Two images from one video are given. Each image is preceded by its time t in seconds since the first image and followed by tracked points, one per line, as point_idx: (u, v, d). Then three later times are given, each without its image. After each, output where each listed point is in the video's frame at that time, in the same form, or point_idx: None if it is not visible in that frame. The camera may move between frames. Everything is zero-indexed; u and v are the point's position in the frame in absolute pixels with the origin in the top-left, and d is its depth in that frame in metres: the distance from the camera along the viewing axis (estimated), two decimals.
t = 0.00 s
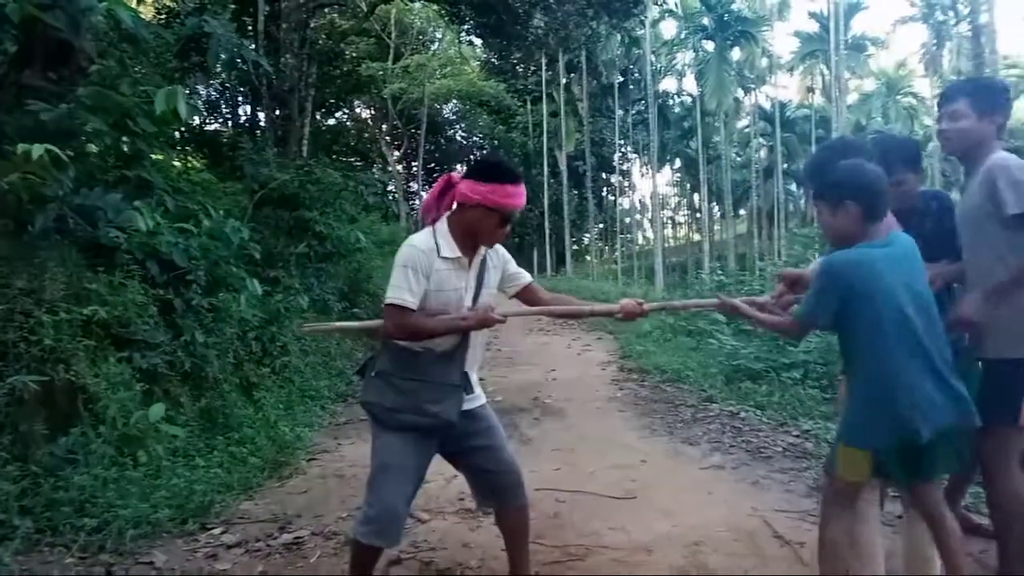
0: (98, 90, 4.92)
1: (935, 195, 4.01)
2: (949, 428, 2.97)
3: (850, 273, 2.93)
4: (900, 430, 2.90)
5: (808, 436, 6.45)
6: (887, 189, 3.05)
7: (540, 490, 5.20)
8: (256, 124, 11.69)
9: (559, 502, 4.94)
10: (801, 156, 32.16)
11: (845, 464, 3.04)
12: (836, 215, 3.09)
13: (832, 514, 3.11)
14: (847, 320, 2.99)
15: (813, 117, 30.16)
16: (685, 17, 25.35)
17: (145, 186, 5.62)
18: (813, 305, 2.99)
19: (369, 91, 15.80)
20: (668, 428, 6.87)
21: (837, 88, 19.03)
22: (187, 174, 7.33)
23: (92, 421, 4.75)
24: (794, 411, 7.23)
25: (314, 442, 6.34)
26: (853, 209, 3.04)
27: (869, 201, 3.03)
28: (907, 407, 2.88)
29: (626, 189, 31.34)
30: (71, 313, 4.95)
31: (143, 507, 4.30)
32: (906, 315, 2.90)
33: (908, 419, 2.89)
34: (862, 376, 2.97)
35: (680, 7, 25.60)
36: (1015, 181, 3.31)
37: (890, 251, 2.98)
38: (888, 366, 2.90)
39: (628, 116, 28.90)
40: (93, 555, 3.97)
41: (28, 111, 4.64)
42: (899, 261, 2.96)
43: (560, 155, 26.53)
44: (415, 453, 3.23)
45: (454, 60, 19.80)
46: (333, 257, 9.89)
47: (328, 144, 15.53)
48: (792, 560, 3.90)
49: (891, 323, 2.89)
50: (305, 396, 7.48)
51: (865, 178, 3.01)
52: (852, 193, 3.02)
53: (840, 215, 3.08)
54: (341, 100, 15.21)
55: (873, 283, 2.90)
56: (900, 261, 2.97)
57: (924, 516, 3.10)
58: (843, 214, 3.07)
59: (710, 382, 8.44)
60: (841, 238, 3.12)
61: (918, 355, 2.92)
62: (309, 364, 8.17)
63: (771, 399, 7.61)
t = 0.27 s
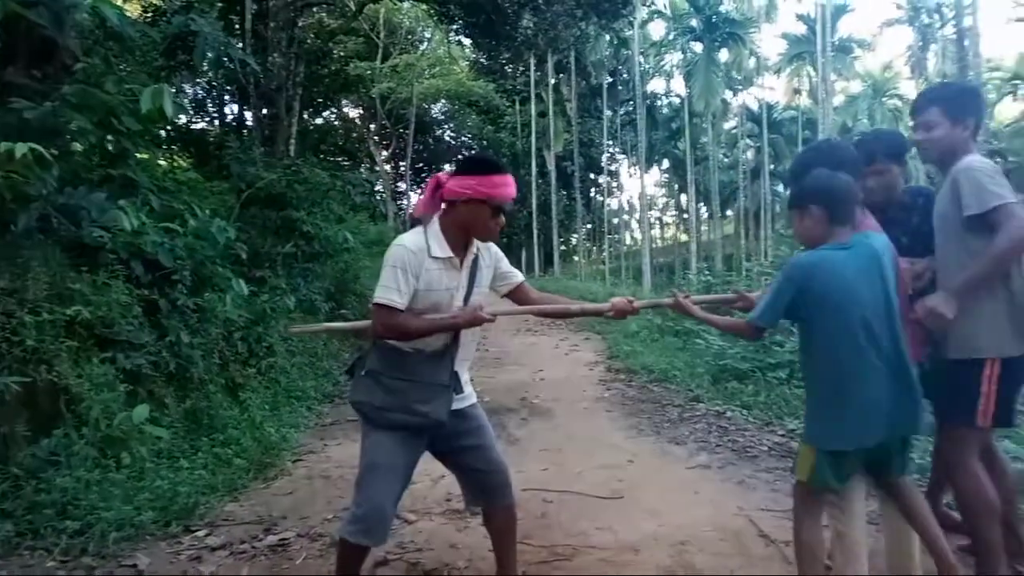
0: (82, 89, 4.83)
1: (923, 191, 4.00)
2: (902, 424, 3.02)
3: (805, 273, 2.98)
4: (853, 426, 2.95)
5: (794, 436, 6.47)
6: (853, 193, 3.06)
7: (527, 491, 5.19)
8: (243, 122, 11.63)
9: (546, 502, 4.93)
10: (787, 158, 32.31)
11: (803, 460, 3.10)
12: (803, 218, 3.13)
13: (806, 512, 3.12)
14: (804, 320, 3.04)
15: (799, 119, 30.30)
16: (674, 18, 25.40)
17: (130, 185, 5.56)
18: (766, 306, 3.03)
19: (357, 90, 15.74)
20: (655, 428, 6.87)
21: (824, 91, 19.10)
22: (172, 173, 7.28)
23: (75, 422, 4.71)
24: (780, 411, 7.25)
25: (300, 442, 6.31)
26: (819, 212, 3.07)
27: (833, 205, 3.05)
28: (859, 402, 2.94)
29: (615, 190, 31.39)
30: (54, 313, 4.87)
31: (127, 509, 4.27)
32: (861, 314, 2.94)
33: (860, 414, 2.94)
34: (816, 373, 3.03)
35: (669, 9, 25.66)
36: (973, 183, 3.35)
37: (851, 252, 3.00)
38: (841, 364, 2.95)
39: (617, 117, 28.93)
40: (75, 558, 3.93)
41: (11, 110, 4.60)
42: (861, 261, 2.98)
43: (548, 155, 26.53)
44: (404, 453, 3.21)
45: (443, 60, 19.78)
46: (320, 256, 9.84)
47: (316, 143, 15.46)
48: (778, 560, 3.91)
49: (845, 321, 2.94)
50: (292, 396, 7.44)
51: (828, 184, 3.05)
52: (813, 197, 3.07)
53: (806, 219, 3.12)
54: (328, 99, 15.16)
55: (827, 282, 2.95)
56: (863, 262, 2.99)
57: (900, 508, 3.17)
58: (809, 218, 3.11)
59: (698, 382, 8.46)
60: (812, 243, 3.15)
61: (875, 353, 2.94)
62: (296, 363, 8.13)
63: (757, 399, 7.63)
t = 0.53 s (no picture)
0: (58, 85, 4.73)
1: (896, 194, 4.08)
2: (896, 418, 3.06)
3: (798, 269, 2.96)
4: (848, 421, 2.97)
5: (776, 433, 6.49)
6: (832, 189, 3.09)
7: (511, 490, 5.17)
8: (223, 120, 11.54)
9: (531, 501, 4.91)
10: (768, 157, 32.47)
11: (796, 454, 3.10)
12: (788, 213, 3.13)
13: (792, 508, 3.14)
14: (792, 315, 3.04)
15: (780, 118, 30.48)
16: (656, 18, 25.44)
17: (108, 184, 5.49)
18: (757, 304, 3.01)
19: (339, 89, 15.64)
20: (639, 426, 6.87)
21: (804, 90, 19.18)
22: (151, 172, 7.20)
23: (53, 424, 4.65)
24: (762, 409, 7.27)
25: (283, 444, 6.26)
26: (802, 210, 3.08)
27: (821, 199, 3.08)
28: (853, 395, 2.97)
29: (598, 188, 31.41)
30: (32, 313, 4.80)
31: (106, 512, 4.22)
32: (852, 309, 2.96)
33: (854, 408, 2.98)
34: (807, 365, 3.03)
35: (651, 8, 25.70)
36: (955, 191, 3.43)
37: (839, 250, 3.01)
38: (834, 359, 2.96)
39: (599, 116, 28.95)
40: (53, 561, 3.87)
41: None
42: (851, 260, 3.00)
43: (531, 154, 26.51)
44: (390, 454, 3.19)
45: (425, 58, 19.72)
46: (302, 256, 9.77)
47: (297, 142, 15.36)
48: (761, 556, 3.91)
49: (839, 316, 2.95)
50: (274, 397, 7.38)
51: (811, 178, 3.07)
52: (800, 190, 3.07)
53: (791, 212, 3.11)
54: (310, 97, 15.05)
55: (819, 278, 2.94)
56: (852, 260, 3.01)
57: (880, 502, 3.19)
58: (794, 213, 3.11)
59: (681, 380, 8.47)
60: (793, 238, 3.15)
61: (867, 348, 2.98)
62: (278, 364, 8.07)
63: (740, 397, 7.66)
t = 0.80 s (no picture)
0: (51, 84, 4.65)
1: (887, 193, 4.14)
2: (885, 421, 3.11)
3: (808, 268, 2.95)
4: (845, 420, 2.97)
5: (770, 432, 6.50)
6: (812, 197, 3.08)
7: (508, 490, 5.16)
8: (217, 119, 11.51)
9: (527, 500, 4.91)
10: (763, 157, 32.53)
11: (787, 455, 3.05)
12: (772, 233, 3.11)
13: (779, 506, 3.10)
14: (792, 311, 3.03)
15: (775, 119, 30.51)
16: (651, 18, 25.44)
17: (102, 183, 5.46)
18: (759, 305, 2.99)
19: (334, 88, 15.62)
20: (634, 426, 6.87)
21: (799, 90, 19.18)
22: (146, 171, 7.17)
23: (47, 424, 4.63)
24: (757, 408, 7.28)
25: (278, 444, 6.24)
26: (783, 222, 3.07)
27: (798, 211, 3.06)
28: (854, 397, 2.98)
29: (594, 188, 31.42)
30: (25, 313, 4.82)
31: (100, 512, 4.20)
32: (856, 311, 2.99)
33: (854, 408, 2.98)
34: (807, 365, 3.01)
35: (646, 8, 25.70)
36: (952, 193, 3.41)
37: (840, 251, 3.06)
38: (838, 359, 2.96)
39: (595, 116, 28.96)
40: (46, 562, 3.86)
41: None
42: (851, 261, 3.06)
43: (527, 154, 26.50)
44: (389, 452, 3.18)
45: (421, 58, 19.71)
46: (296, 255, 9.77)
47: (292, 142, 15.33)
48: (757, 555, 3.91)
49: (847, 318, 2.96)
50: (269, 397, 7.36)
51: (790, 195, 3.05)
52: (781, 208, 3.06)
53: (775, 232, 3.10)
54: (305, 97, 15.03)
55: (831, 280, 2.95)
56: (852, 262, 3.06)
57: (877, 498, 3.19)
58: (776, 230, 3.10)
59: (676, 380, 8.46)
60: (785, 253, 3.12)
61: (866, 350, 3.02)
62: (273, 365, 8.05)
63: (736, 396, 7.66)
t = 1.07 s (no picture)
0: (26, 80, 4.74)
1: (867, 192, 4.09)
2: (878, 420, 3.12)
3: (800, 269, 2.95)
4: (844, 422, 2.97)
5: (750, 430, 6.53)
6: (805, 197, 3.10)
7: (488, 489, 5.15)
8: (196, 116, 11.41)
9: (508, 499, 4.90)
10: (744, 158, 32.72)
11: (777, 455, 3.08)
12: (766, 231, 3.11)
13: (767, 506, 3.08)
14: (784, 312, 3.04)
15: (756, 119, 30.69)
16: (633, 18, 25.50)
17: (78, 180, 5.38)
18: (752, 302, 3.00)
19: (315, 86, 15.53)
20: (615, 424, 6.88)
21: (779, 91, 19.31)
22: (123, 168, 7.09)
23: (20, 425, 4.56)
24: (737, 406, 7.32)
25: (257, 443, 6.20)
26: (781, 221, 3.07)
27: (792, 211, 3.07)
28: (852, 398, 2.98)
29: (577, 187, 31.48)
30: None
31: (76, 514, 4.16)
32: (851, 309, 2.99)
33: (851, 411, 2.98)
34: (801, 369, 3.01)
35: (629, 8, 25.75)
36: (938, 201, 3.47)
37: (832, 249, 3.06)
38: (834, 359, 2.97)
39: (578, 115, 29.00)
40: (20, 565, 3.81)
41: None
42: (844, 258, 3.06)
43: (509, 153, 26.48)
44: (367, 454, 3.17)
45: (403, 56, 19.64)
46: (277, 253, 9.70)
47: (272, 139, 15.22)
48: (736, 553, 3.93)
49: (840, 316, 2.96)
50: (248, 396, 7.31)
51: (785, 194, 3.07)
52: (774, 207, 3.06)
53: (771, 231, 3.09)
54: (286, 94, 14.93)
55: (823, 279, 2.95)
56: (844, 260, 3.07)
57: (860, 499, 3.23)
58: (775, 228, 3.09)
59: (657, 378, 8.49)
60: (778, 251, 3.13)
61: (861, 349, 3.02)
62: (253, 364, 8.00)
63: (716, 395, 7.70)
